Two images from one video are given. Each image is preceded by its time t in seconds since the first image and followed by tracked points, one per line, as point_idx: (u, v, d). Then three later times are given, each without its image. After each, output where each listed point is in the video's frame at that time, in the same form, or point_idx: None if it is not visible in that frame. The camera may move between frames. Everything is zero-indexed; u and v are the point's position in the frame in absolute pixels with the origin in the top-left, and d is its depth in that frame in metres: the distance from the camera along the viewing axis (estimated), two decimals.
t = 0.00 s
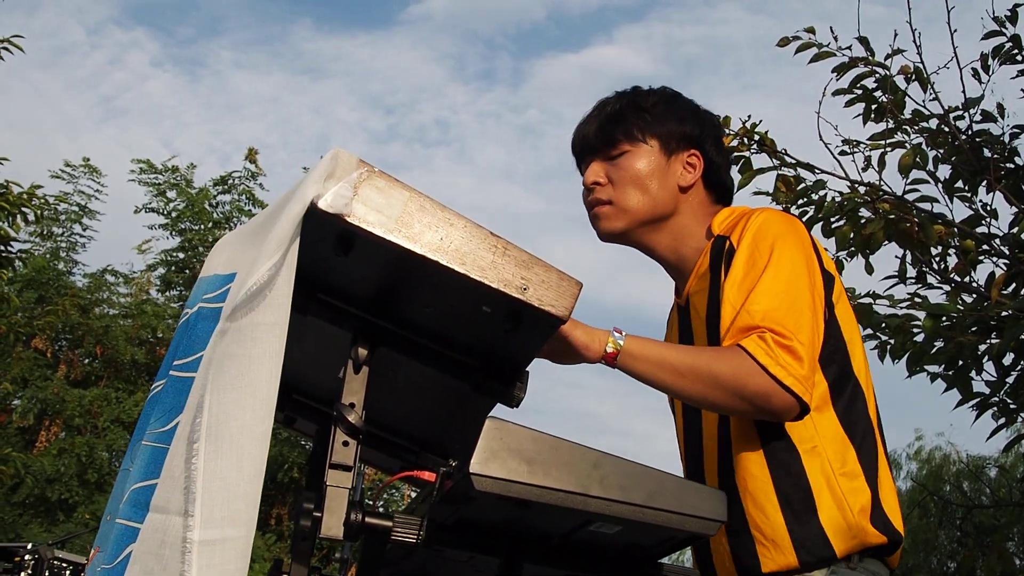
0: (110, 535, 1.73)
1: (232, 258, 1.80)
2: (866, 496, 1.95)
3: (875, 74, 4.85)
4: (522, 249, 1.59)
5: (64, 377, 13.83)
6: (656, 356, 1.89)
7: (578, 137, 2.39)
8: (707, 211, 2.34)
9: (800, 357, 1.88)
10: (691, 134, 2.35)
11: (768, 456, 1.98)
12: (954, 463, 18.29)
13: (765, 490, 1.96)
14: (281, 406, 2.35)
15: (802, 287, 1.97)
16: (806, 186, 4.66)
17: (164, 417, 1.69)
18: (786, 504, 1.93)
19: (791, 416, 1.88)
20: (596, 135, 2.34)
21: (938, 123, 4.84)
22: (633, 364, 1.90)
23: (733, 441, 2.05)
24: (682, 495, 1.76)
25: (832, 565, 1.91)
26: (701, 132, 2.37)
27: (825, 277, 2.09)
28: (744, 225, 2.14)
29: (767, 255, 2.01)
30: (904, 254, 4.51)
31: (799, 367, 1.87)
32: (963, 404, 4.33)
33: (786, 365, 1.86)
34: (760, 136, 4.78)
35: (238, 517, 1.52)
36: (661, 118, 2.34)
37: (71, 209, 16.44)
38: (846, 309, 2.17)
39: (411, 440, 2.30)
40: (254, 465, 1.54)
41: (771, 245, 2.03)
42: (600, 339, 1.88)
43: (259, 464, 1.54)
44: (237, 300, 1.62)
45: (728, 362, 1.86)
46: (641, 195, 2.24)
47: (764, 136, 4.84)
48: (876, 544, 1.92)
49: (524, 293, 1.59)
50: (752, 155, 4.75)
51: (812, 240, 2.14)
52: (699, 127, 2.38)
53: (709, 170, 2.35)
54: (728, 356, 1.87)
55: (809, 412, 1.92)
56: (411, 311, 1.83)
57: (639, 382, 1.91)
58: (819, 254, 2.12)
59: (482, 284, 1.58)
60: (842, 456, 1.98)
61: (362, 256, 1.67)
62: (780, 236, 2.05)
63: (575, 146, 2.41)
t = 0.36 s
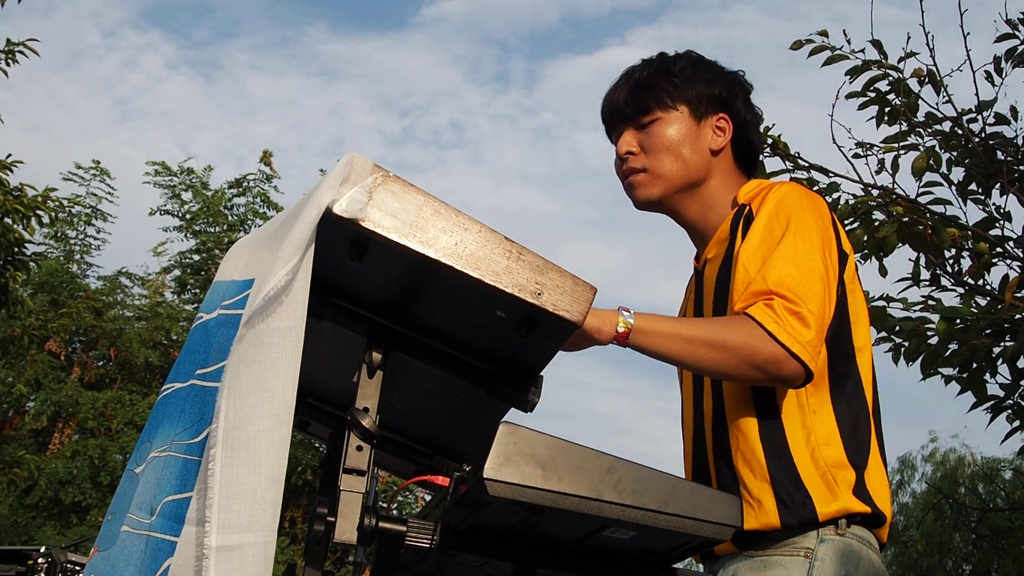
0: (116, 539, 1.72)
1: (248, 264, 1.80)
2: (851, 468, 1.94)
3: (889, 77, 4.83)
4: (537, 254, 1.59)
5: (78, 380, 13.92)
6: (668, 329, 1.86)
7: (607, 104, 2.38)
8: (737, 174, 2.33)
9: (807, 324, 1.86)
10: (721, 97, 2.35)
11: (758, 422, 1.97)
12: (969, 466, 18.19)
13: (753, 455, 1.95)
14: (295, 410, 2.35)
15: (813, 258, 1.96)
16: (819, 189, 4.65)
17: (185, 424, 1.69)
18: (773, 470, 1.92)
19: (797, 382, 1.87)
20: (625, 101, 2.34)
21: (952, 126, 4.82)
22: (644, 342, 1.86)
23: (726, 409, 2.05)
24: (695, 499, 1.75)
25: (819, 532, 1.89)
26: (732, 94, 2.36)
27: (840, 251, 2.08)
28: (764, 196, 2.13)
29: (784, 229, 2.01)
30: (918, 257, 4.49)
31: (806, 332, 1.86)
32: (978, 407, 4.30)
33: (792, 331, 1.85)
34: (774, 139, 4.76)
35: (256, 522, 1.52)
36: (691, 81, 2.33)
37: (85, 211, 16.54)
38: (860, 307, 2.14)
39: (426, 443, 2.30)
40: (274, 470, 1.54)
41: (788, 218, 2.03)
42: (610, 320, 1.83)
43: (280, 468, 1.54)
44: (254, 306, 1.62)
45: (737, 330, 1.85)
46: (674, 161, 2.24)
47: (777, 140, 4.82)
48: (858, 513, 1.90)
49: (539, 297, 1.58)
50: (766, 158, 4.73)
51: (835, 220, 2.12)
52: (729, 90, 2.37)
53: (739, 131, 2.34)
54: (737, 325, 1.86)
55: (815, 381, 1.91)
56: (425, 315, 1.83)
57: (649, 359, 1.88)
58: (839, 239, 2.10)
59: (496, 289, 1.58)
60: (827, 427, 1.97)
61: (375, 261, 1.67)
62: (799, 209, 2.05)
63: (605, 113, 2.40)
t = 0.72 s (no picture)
0: (123, 540, 1.69)
1: (261, 267, 1.80)
2: (851, 484, 1.93)
3: (901, 80, 4.81)
4: (549, 254, 1.58)
5: (89, 385, 13.99)
6: (687, 356, 1.85)
7: (613, 114, 2.38)
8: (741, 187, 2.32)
9: (826, 344, 1.87)
10: (728, 107, 2.34)
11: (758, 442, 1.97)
12: (981, 470, 18.10)
13: (751, 475, 1.95)
14: (307, 413, 2.36)
15: (824, 276, 1.95)
16: (831, 192, 4.63)
17: (184, 431, 1.65)
18: (770, 486, 1.92)
19: (818, 400, 1.86)
20: (632, 110, 2.33)
21: (965, 129, 4.80)
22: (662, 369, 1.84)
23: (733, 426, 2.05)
24: (708, 500, 1.75)
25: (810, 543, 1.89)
26: (739, 106, 2.35)
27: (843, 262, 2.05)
28: (766, 212, 2.12)
29: (792, 247, 2.00)
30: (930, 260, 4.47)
31: (825, 352, 1.86)
32: (990, 411, 4.27)
33: (812, 352, 1.85)
34: (785, 142, 4.75)
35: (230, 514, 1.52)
36: (698, 92, 2.33)
37: (97, 217, 16.64)
38: (859, 305, 2.12)
39: (437, 446, 2.30)
40: (258, 465, 1.53)
41: (788, 235, 2.02)
42: (628, 347, 1.83)
43: (266, 464, 1.53)
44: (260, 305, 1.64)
45: (755, 354, 1.83)
46: (678, 169, 2.24)
47: (789, 143, 4.81)
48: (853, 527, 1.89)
49: (551, 298, 1.58)
50: (777, 161, 4.72)
51: (835, 227, 2.11)
52: (736, 101, 2.37)
53: (746, 144, 2.33)
54: (756, 347, 1.85)
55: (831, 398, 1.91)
56: (436, 317, 1.83)
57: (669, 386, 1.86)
58: (842, 247, 2.08)
59: (508, 289, 1.58)
60: (834, 441, 1.96)
61: (387, 262, 1.67)
62: (800, 227, 2.03)
63: (611, 123, 2.40)
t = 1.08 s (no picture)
0: (146, 544, 1.70)
1: (269, 266, 1.80)
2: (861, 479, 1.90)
3: (911, 81, 4.80)
4: (557, 254, 1.58)
5: (100, 388, 14.04)
6: (667, 341, 1.83)
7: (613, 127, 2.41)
8: (734, 179, 2.23)
9: (808, 340, 1.81)
10: (713, 100, 2.26)
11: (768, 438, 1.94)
12: (993, 473, 18.02)
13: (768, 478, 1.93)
14: (315, 415, 2.36)
15: (816, 272, 1.90)
16: (842, 194, 4.62)
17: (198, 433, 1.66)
18: (786, 485, 1.90)
19: (796, 399, 1.81)
20: (624, 121, 2.34)
21: (976, 130, 4.78)
22: (640, 355, 1.83)
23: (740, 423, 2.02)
24: (719, 500, 1.74)
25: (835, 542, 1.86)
26: (727, 95, 2.27)
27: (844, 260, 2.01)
28: (764, 210, 2.06)
29: (786, 240, 1.95)
30: (941, 262, 4.45)
31: (807, 350, 1.81)
32: (1002, 413, 4.25)
33: (793, 348, 1.80)
34: (795, 144, 4.73)
35: (243, 515, 1.52)
36: (681, 90, 2.28)
37: (107, 220, 16.72)
38: (869, 301, 2.11)
39: (446, 448, 2.30)
40: (268, 466, 1.53)
41: (790, 227, 1.97)
42: (608, 330, 1.81)
43: (276, 465, 1.53)
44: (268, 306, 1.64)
45: (735, 343, 1.80)
46: (657, 175, 2.22)
47: (799, 144, 4.80)
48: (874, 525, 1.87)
49: (559, 298, 1.58)
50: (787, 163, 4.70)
51: (839, 222, 2.07)
52: (727, 91, 2.28)
53: (734, 135, 2.24)
54: (734, 338, 1.81)
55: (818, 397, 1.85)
56: (444, 317, 1.83)
57: (650, 370, 1.85)
58: (844, 242, 2.04)
59: (515, 289, 1.57)
60: (839, 442, 1.93)
61: (394, 263, 1.67)
62: (802, 219, 1.98)
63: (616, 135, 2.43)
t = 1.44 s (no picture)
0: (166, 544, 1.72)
1: (271, 264, 1.81)
2: (852, 466, 1.88)
3: (920, 81, 4.78)
4: (564, 254, 1.58)
5: (109, 389, 14.09)
6: (673, 320, 1.80)
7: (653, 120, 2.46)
8: (728, 168, 2.18)
9: (810, 325, 1.81)
10: (703, 88, 2.22)
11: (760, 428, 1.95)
12: (1002, 473, 17.97)
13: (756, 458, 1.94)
14: (323, 414, 2.36)
15: (817, 261, 1.89)
16: (850, 193, 4.60)
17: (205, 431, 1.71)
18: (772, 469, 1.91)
19: (800, 384, 1.81)
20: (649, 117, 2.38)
21: (984, 130, 4.76)
22: (649, 331, 1.78)
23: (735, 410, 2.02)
24: (725, 499, 1.73)
25: (816, 532, 1.87)
26: (715, 83, 2.21)
27: (847, 250, 2.00)
28: (767, 201, 2.05)
29: (787, 233, 1.94)
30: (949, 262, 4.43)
31: (810, 336, 1.80)
32: (1010, 413, 4.23)
33: (795, 333, 1.79)
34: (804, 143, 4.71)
35: (284, 524, 1.52)
36: (678, 83, 2.27)
37: (116, 221, 16.78)
38: (870, 295, 2.09)
39: (453, 448, 2.30)
40: (304, 471, 1.54)
41: (788, 219, 1.96)
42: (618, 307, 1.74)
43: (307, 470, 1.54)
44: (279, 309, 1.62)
45: (739, 326, 1.79)
46: (656, 175, 2.26)
47: (807, 144, 4.78)
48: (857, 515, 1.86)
49: (566, 297, 1.57)
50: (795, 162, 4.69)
51: (841, 211, 2.07)
52: (719, 76, 2.22)
53: (719, 127, 2.18)
54: (738, 322, 1.80)
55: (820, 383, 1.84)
56: (451, 317, 1.82)
57: (653, 345, 1.81)
58: (847, 233, 2.03)
59: (522, 288, 1.57)
60: (838, 431, 1.91)
61: (401, 262, 1.67)
62: (800, 208, 1.97)
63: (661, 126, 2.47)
